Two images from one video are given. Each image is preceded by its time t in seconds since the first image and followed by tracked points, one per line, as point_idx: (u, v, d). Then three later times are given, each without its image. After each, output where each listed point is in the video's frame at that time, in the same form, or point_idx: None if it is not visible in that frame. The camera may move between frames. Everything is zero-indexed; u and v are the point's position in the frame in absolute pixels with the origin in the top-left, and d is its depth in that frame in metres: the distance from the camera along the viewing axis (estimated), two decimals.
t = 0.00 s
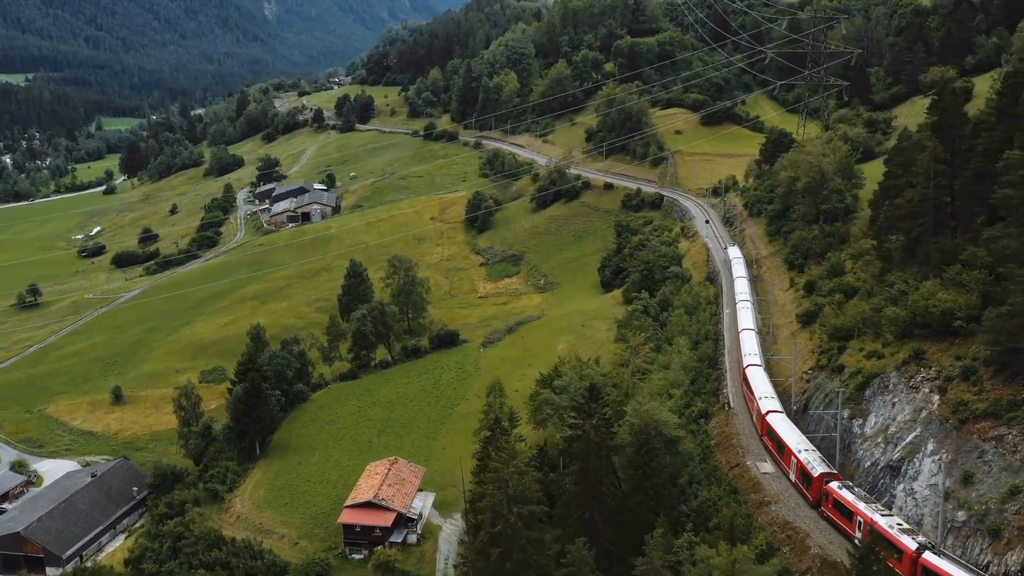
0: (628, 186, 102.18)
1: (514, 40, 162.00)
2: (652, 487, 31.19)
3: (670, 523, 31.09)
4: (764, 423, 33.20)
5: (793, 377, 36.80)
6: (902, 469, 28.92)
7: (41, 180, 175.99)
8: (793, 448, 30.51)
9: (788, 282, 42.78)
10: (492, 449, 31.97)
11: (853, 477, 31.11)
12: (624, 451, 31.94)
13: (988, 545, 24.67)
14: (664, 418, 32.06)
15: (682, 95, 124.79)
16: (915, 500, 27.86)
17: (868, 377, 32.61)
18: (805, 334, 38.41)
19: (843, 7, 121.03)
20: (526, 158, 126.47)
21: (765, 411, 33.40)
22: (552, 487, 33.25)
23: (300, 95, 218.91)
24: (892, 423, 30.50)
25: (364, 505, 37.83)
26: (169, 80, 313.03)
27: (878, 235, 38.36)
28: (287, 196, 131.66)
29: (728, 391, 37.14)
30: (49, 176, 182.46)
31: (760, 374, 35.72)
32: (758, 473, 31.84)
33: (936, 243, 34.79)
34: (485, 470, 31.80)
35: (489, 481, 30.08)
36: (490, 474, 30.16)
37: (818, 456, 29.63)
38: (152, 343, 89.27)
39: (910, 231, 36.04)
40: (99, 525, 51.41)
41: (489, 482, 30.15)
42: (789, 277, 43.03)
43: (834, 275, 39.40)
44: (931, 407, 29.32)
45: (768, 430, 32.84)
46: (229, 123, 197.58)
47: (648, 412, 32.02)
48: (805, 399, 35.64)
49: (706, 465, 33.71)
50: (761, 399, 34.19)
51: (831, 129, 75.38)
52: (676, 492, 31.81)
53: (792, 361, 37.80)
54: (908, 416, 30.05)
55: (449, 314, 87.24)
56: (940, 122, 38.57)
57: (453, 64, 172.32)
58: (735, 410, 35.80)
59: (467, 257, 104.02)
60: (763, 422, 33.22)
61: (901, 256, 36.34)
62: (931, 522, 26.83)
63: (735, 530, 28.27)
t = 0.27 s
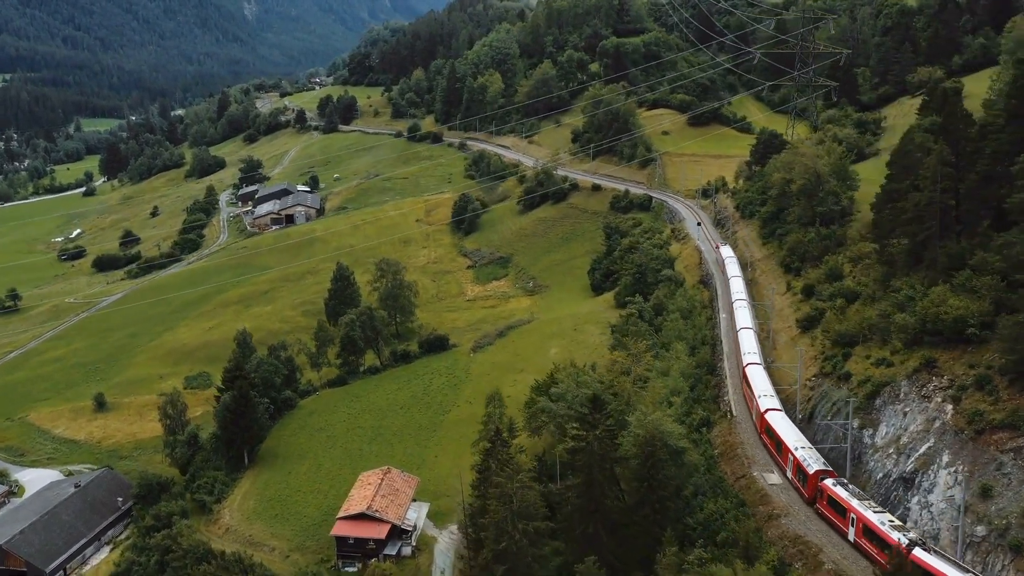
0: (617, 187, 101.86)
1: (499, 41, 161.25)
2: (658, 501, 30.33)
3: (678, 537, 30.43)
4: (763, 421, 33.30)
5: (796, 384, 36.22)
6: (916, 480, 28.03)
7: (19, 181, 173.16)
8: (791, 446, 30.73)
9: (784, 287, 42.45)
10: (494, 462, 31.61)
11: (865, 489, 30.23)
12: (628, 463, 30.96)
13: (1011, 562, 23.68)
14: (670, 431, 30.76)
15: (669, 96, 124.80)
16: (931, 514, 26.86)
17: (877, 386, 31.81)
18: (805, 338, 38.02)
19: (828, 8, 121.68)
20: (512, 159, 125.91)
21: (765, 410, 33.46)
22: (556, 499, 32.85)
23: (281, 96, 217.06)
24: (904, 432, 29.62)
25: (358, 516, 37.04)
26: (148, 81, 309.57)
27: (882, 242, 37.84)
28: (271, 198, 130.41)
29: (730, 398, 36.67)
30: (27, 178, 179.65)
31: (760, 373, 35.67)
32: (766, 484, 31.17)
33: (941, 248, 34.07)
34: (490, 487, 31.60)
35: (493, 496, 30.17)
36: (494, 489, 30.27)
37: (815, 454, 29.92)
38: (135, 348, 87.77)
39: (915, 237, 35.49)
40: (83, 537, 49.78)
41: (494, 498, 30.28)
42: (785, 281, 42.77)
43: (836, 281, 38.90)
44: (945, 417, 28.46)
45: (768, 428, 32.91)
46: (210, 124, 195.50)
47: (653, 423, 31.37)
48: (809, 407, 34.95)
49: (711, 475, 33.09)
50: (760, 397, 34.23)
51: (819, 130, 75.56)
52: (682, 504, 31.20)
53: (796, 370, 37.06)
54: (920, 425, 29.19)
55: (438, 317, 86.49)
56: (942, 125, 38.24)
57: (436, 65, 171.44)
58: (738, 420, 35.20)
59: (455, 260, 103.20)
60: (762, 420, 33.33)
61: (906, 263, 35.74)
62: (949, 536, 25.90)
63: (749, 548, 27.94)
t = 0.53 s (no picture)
0: (606, 188, 101.50)
1: (484, 41, 160.56)
2: (667, 514, 29.69)
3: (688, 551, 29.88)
4: (764, 419, 33.21)
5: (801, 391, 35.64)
6: (933, 493, 27.08)
7: None
8: (791, 444, 30.89)
9: (782, 291, 42.09)
10: (498, 476, 30.84)
11: (880, 501, 29.23)
12: (635, 476, 30.25)
13: None
14: (681, 445, 30.06)
15: (657, 96, 124.77)
16: (951, 528, 25.84)
17: (890, 396, 30.87)
18: (808, 344, 37.56)
19: (814, 7, 122.39)
20: (499, 161, 125.25)
21: (765, 408, 33.40)
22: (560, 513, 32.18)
23: (264, 97, 215.15)
24: (919, 443, 28.68)
25: (354, 529, 36.26)
26: (128, 81, 306.14)
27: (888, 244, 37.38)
28: (255, 201, 129.16)
29: (735, 406, 36.05)
30: (6, 180, 176.84)
31: (761, 372, 35.56)
32: (776, 497, 30.42)
33: (952, 252, 33.33)
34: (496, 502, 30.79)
35: (500, 514, 29.68)
36: (501, 505, 29.78)
37: (813, 452, 30.16)
38: (119, 354, 86.29)
39: (922, 241, 34.99)
40: (69, 550, 48.41)
41: (501, 516, 29.74)
42: (784, 285, 42.41)
43: (838, 286, 38.50)
44: (961, 427, 27.57)
45: (768, 426, 32.86)
46: (193, 125, 193.35)
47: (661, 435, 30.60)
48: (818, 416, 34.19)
49: (718, 487, 32.33)
50: (761, 395, 34.06)
51: (809, 131, 75.60)
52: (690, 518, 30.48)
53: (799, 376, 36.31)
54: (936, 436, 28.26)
55: (428, 321, 85.60)
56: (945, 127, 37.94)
57: (421, 65, 170.50)
58: (744, 428, 34.51)
59: (444, 263, 102.34)
60: (763, 419, 33.23)
61: (914, 267, 35.11)
62: (970, 552, 24.89)
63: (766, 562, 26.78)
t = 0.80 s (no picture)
0: (598, 190, 101.17)
1: (473, 41, 160.03)
2: (676, 527, 29.09)
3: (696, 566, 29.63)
4: (767, 417, 33.14)
5: (806, 397, 35.10)
6: (951, 504, 26.45)
7: None
8: (791, 442, 30.84)
9: (782, 294, 41.74)
10: (503, 489, 30.11)
11: (896, 513, 28.47)
12: (644, 487, 29.71)
13: None
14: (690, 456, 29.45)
15: (649, 97, 124.69)
16: (969, 541, 25.19)
17: (903, 405, 30.23)
18: (812, 349, 37.13)
19: (804, 8, 122.90)
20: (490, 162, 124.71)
21: (767, 405, 33.35)
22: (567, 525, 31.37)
23: (251, 97, 213.60)
24: (935, 454, 28.05)
25: (350, 539, 35.57)
26: (113, 81, 303.39)
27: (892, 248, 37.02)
28: (244, 202, 128.20)
29: (739, 413, 35.55)
30: None
31: (764, 371, 35.46)
32: (787, 507, 29.72)
33: (964, 257, 32.80)
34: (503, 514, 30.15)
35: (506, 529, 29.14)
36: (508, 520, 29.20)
37: (814, 449, 30.17)
38: (107, 358, 85.18)
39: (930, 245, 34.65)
40: (58, 560, 47.34)
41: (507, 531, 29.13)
42: (784, 289, 42.04)
43: (841, 291, 38.16)
44: (978, 437, 27.00)
45: (770, 425, 32.78)
46: (179, 125, 191.71)
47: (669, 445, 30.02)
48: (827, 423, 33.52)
49: (726, 498, 31.72)
50: (764, 394, 33.99)
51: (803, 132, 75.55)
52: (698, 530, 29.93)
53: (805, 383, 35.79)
54: (952, 446, 27.69)
55: (420, 324, 84.91)
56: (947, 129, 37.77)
57: (409, 65, 169.77)
58: (751, 437, 33.94)
59: (435, 265, 101.69)
60: (765, 417, 33.16)
61: (922, 272, 34.59)
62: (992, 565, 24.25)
63: None
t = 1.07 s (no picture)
0: (591, 192, 100.75)
1: (462, 42, 159.32)
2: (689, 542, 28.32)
3: None
4: (771, 416, 33.10)
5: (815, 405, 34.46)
6: (973, 519, 25.48)
7: None
8: (794, 440, 30.99)
9: (784, 299, 41.32)
10: (511, 503, 29.77)
11: (915, 527, 27.44)
12: (655, 501, 29.12)
13: None
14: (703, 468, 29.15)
15: (640, 98, 124.46)
16: (996, 558, 24.23)
17: (921, 415, 29.22)
18: (819, 355, 36.51)
19: (794, 8, 123.25)
20: (480, 163, 123.94)
21: (771, 403, 33.26)
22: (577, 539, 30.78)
23: (236, 98, 211.91)
24: (955, 466, 27.07)
25: (348, 552, 34.86)
26: (97, 82, 300.67)
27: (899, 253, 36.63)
28: (231, 204, 127.05)
29: (746, 421, 34.92)
30: None
31: (768, 370, 35.36)
32: (802, 521, 28.98)
33: (978, 262, 31.84)
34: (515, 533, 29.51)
35: (518, 548, 29.21)
36: (520, 539, 29.19)
37: (817, 447, 30.29)
38: (95, 364, 83.86)
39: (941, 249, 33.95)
40: (47, 573, 45.04)
41: (519, 549, 29.13)
42: (786, 293, 41.58)
43: (847, 296, 37.68)
44: (1000, 449, 25.98)
45: (775, 423, 32.75)
46: (164, 126, 189.94)
47: (681, 458, 29.47)
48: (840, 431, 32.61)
49: (738, 510, 30.97)
50: (768, 393, 33.96)
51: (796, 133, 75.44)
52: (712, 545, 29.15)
53: (814, 390, 35.05)
54: (973, 458, 26.68)
55: (413, 329, 84.10)
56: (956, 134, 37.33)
57: (397, 65, 168.91)
58: (761, 446, 33.26)
59: (427, 268, 100.87)
60: (769, 415, 33.12)
61: (933, 277, 33.81)
62: None
63: None
